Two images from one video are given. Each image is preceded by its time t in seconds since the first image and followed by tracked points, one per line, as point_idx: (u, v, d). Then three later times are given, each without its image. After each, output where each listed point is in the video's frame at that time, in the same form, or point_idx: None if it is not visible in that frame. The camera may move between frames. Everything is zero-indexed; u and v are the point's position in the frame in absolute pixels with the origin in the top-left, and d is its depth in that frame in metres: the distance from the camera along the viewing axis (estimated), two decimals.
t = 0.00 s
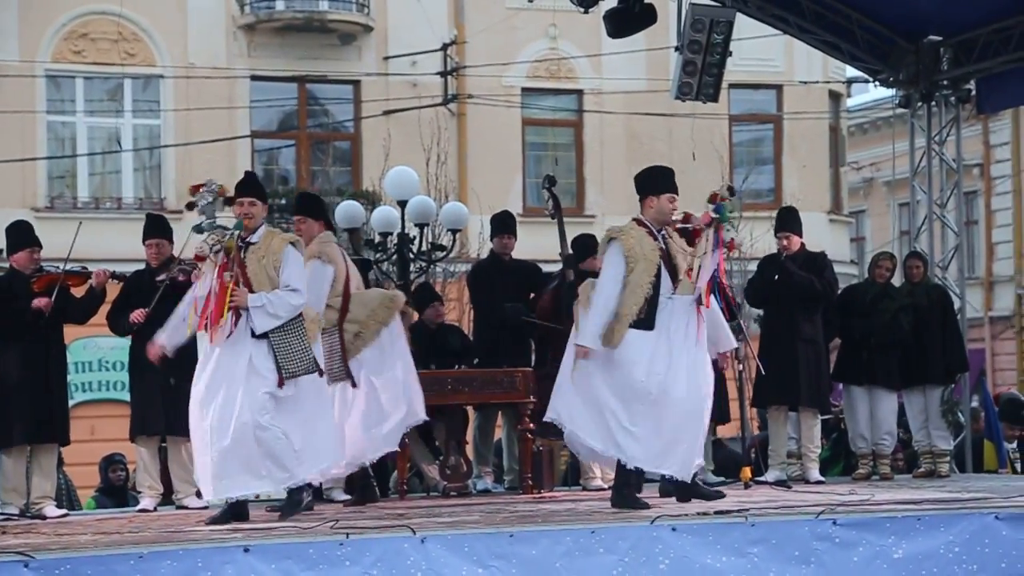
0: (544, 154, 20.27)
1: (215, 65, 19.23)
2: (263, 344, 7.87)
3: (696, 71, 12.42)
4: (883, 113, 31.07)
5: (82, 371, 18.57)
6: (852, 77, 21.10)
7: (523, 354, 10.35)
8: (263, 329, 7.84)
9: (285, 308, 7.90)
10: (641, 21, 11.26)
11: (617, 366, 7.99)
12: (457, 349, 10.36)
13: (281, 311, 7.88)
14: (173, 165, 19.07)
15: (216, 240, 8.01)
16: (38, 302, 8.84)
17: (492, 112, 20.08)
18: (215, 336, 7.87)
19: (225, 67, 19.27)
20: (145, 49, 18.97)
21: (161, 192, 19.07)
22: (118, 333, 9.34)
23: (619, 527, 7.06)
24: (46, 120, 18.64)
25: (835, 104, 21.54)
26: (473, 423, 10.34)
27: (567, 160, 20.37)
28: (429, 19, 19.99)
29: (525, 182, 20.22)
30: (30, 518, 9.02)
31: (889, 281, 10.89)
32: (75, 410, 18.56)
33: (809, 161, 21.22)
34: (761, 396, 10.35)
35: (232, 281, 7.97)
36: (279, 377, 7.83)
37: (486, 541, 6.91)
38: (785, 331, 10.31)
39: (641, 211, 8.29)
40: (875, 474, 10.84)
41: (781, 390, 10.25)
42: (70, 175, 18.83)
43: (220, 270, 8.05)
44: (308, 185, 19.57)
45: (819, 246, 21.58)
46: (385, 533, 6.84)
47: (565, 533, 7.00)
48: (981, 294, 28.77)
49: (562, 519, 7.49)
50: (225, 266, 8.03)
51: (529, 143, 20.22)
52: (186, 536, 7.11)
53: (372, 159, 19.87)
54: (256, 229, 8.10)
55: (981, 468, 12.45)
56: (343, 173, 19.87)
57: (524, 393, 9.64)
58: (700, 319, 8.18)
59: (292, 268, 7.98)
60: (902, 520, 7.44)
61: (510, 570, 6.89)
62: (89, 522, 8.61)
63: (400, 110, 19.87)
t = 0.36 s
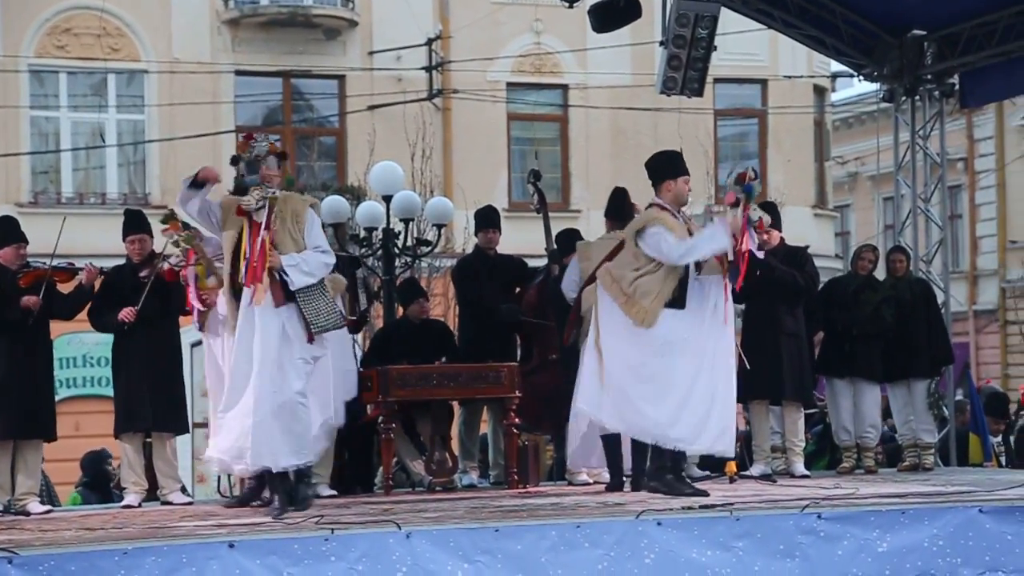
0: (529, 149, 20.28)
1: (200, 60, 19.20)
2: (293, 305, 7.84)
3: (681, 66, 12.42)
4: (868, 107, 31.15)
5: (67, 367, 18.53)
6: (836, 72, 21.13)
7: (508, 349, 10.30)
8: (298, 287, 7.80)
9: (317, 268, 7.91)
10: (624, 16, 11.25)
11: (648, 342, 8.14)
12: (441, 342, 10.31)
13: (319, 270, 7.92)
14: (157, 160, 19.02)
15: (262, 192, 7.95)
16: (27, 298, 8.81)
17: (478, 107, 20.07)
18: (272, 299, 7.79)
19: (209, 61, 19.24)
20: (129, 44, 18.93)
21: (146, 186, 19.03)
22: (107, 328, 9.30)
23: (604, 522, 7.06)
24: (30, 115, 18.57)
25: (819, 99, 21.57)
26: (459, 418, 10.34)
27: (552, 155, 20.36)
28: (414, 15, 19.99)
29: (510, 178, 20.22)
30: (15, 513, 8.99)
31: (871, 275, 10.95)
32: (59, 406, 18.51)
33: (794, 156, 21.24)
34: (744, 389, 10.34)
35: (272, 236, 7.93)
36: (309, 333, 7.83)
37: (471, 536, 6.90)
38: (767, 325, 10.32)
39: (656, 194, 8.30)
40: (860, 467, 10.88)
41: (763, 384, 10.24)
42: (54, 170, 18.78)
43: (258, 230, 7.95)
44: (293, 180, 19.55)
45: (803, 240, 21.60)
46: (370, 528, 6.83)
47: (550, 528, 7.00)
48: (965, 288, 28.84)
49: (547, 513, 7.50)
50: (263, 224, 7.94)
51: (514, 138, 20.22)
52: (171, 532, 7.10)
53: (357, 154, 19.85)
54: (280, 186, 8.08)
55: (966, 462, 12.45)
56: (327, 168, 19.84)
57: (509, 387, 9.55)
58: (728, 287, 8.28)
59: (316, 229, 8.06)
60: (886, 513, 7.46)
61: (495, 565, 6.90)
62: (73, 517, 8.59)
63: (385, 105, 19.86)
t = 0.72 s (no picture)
0: (522, 144, 20.27)
1: (192, 55, 19.18)
2: (335, 329, 8.11)
3: (674, 61, 12.39)
4: (862, 102, 31.19)
5: (60, 362, 18.51)
6: (829, 67, 21.13)
7: (501, 344, 10.34)
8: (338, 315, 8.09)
9: (359, 293, 8.18)
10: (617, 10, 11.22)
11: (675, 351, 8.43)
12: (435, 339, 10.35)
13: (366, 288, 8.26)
14: (150, 155, 19.00)
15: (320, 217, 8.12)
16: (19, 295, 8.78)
17: (470, 102, 20.06)
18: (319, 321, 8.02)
19: (201, 56, 19.21)
20: (121, 39, 18.90)
21: (138, 181, 19.03)
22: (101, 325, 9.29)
23: (598, 517, 7.06)
24: (22, 110, 18.53)
25: (812, 94, 21.56)
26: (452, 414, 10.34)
27: (545, 150, 20.36)
28: (407, 10, 19.98)
29: (504, 173, 20.21)
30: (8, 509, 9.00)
31: (862, 270, 10.98)
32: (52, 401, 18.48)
33: (787, 151, 21.22)
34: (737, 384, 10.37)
35: (323, 259, 8.14)
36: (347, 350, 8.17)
37: (464, 531, 6.89)
38: (758, 321, 10.36)
39: (671, 205, 8.59)
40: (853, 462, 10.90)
41: (755, 380, 10.25)
42: (47, 165, 18.75)
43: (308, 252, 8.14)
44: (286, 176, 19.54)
45: (796, 235, 21.61)
46: (364, 523, 6.82)
47: (543, 523, 6.99)
48: (958, 283, 28.87)
49: (541, 508, 7.50)
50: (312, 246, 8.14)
51: (508, 133, 20.21)
52: (165, 527, 7.09)
53: (350, 149, 19.81)
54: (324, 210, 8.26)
55: (959, 456, 12.45)
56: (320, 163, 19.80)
57: (502, 382, 9.63)
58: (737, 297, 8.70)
59: (355, 256, 8.32)
60: (879, 508, 7.47)
61: (488, 560, 6.89)
62: (66, 513, 8.59)
63: (378, 100, 19.85)
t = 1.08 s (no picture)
0: (517, 140, 20.26)
1: (187, 51, 19.15)
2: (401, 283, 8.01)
3: (668, 56, 12.37)
4: (856, 98, 31.21)
5: (54, 358, 18.49)
6: (823, 63, 21.14)
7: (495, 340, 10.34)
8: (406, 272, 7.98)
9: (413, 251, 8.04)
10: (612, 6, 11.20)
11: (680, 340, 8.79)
12: (430, 334, 10.41)
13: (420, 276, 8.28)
14: (144, 151, 18.98)
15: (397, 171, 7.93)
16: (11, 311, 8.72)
17: (465, 98, 20.07)
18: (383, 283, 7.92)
19: (196, 52, 19.19)
20: (115, 34, 18.88)
21: (132, 177, 18.99)
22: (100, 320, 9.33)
23: (592, 513, 7.06)
24: (16, 106, 18.51)
25: (807, 90, 21.56)
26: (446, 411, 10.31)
27: (540, 146, 20.37)
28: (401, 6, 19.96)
29: (498, 169, 20.21)
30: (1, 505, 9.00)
31: (857, 265, 11.00)
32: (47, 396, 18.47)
33: (781, 147, 21.21)
34: (732, 379, 10.38)
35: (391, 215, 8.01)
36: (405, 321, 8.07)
37: (459, 527, 6.89)
38: (751, 317, 10.36)
39: (666, 198, 9.00)
40: (847, 458, 10.90)
41: (750, 375, 10.26)
42: (41, 161, 18.72)
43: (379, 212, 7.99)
44: (280, 172, 19.56)
45: (791, 232, 21.61)
46: (359, 519, 6.82)
47: (538, 519, 6.99)
48: (952, 279, 28.89)
49: (536, 504, 7.51)
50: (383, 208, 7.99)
51: (503, 129, 20.18)
52: (159, 522, 7.08)
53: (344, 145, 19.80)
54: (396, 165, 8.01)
55: (953, 452, 12.47)
56: (315, 159, 19.80)
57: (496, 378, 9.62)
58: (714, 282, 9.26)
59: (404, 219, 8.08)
60: (873, 504, 7.48)
61: (483, 556, 6.89)
62: (60, 509, 8.58)
63: (373, 96, 19.84)
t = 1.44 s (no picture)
0: (510, 137, 20.30)
1: (179, 46, 19.12)
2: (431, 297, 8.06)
3: (660, 52, 12.36)
4: (849, 94, 31.24)
5: (47, 355, 18.49)
6: (816, 58, 21.16)
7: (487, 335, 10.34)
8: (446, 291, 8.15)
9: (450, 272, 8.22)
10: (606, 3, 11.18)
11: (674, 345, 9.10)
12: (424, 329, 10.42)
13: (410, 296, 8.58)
14: (136, 147, 18.96)
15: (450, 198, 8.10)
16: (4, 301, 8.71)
17: (458, 94, 20.05)
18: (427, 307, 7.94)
19: (188, 48, 19.16)
20: (107, 30, 18.83)
21: (125, 174, 18.99)
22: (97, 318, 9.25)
23: (585, 509, 7.06)
24: (8, 102, 18.50)
25: (799, 86, 21.58)
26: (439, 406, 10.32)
27: (533, 143, 20.38)
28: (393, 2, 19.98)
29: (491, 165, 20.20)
30: None
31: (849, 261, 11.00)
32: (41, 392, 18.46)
33: (774, 143, 21.23)
34: (723, 376, 10.40)
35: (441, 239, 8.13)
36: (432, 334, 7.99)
37: (451, 523, 6.89)
38: (744, 313, 10.36)
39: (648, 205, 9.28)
40: (839, 453, 10.91)
41: (742, 371, 10.29)
42: (33, 157, 18.70)
43: (431, 240, 8.02)
44: (272, 167, 19.54)
45: (784, 227, 21.64)
46: (352, 515, 6.82)
47: (530, 514, 7.00)
48: (945, 274, 28.94)
49: (528, 500, 7.51)
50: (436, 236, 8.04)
51: (495, 125, 20.24)
52: (151, 519, 7.08)
53: (336, 141, 19.80)
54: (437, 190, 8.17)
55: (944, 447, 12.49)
56: (308, 155, 19.83)
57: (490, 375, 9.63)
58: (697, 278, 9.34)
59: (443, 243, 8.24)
60: (866, 499, 7.48)
61: (476, 552, 6.90)
62: (53, 506, 8.58)
63: (366, 92, 19.82)
